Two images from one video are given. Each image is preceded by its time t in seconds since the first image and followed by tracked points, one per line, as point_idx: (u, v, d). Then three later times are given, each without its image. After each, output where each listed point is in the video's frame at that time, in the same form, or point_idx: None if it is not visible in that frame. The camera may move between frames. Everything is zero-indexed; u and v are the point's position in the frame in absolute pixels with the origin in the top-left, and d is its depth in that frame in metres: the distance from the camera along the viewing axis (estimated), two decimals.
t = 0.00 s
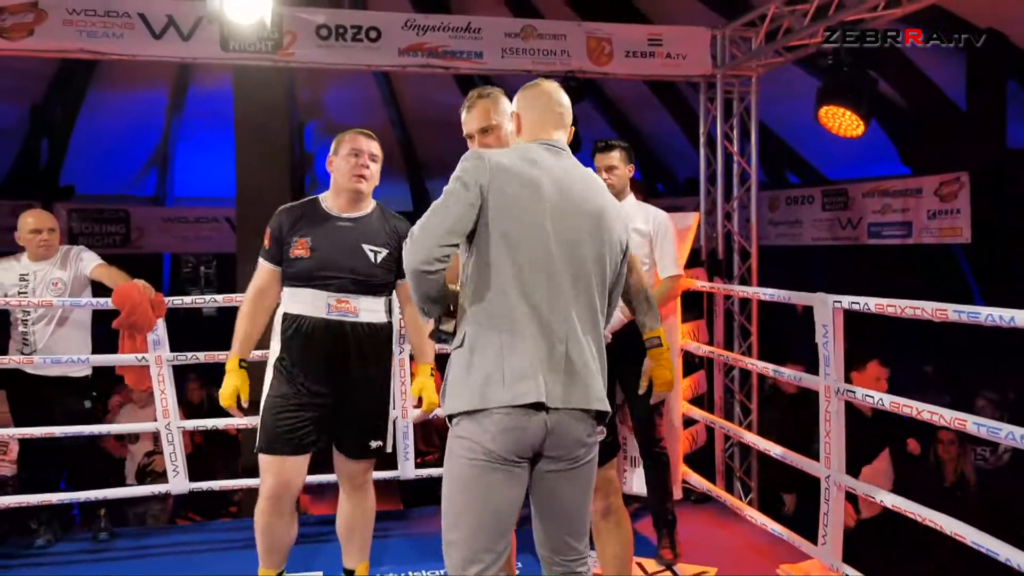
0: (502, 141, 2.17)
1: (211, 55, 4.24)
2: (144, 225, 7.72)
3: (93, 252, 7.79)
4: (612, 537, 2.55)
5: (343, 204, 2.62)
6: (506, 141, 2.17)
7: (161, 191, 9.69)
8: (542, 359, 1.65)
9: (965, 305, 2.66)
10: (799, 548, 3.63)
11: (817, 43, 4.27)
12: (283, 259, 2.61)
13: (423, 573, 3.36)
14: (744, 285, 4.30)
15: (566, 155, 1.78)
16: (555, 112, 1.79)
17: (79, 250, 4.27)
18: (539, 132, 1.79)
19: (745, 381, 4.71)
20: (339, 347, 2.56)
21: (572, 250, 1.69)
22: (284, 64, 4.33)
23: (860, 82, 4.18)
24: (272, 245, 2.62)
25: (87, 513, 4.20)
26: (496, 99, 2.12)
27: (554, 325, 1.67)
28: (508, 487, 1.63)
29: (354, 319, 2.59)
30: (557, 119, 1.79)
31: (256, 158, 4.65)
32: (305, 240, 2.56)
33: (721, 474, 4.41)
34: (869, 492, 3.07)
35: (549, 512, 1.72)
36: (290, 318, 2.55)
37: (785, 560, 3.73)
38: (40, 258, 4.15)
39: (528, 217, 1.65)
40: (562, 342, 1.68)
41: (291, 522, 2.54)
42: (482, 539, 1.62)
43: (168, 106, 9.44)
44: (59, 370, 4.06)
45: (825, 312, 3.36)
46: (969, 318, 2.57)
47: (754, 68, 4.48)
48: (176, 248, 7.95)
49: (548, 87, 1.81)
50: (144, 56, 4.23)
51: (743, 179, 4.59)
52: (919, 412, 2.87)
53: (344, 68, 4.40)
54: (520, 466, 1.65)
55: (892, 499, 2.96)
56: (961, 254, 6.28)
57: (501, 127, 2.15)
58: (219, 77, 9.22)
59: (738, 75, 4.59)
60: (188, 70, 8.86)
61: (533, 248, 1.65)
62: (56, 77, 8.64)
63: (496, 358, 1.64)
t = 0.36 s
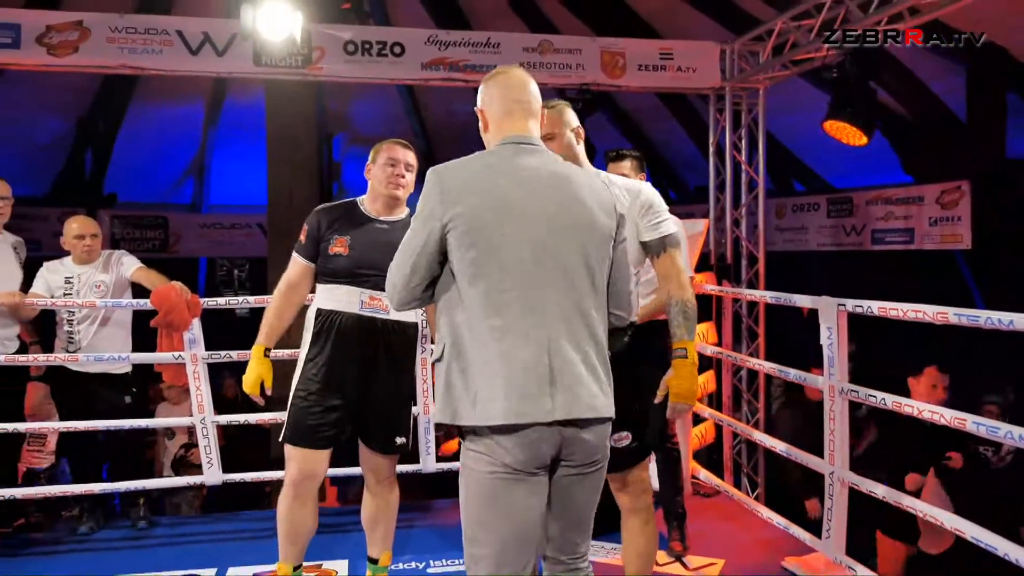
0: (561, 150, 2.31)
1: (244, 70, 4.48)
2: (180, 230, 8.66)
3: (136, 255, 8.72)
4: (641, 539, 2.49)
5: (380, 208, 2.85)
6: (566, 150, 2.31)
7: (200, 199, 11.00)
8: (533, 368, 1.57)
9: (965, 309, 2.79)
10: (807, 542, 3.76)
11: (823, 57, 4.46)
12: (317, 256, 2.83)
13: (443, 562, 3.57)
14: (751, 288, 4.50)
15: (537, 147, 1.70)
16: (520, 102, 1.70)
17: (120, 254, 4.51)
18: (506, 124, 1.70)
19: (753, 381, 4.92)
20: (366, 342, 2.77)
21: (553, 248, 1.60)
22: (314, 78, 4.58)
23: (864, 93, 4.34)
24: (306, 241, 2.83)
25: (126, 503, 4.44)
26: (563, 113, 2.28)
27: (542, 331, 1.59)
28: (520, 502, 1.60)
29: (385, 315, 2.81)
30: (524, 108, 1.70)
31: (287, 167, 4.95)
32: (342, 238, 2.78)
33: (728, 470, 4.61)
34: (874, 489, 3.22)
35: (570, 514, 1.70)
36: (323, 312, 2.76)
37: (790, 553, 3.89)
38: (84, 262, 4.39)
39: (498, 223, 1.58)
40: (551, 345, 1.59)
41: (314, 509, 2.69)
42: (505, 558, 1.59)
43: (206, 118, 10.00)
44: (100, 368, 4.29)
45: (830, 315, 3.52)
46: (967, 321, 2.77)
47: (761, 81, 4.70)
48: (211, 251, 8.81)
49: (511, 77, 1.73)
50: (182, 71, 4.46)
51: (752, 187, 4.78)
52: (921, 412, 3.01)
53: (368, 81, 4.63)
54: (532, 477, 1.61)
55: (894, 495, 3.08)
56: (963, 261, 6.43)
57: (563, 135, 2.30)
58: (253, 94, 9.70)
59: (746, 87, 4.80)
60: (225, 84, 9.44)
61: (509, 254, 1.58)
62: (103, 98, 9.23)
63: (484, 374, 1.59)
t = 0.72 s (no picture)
0: (615, 153, 2.49)
1: (270, 77, 4.64)
2: (208, 231, 8.97)
3: (166, 255, 9.03)
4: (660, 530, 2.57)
5: (377, 211, 2.93)
6: (620, 156, 2.49)
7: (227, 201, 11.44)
8: (548, 369, 1.64)
9: (972, 309, 2.83)
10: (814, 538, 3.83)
11: (833, 62, 4.51)
12: (324, 265, 2.87)
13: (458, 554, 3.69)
14: (762, 289, 4.62)
15: (563, 155, 1.77)
16: (547, 110, 1.78)
17: (149, 256, 4.68)
18: (533, 133, 1.78)
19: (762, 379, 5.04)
20: (378, 341, 2.85)
21: (571, 256, 1.67)
22: (335, 84, 4.73)
23: (871, 99, 4.47)
24: (312, 251, 2.86)
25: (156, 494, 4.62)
26: (623, 116, 2.42)
27: (558, 333, 1.65)
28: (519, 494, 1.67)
29: (397, 314, 2.90)
30: (550, 116, 1.78)
31: (312, 172, 5.15)
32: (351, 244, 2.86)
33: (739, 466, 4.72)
34: (879, 485, 3.25)
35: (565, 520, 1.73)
36: (336, 313, 2.83)
37: (797, 548, 3.98)
38: (116, 262, 4.56)
39: (522, 226, 1.65)
40: (566, 349, 1.66)
41: (314, 506, 2.80)
42: (492, 547, 1.66)
43: (234, 123, 10.34)
44: (131, 364, 4.46)
45: (839, 314, 3.59)
46: (975, 321, 2.78)
47: (772, 86, 4.82)
48: (238, 252, 9.10)
49: (540, 85, 1.80)
50: (210, 77, 4.63)
51: (762, 190, 4.88)
52: (928, 410, 3.06)
53: (389, 87, 4.79)
54: (531, 475, 1.68)
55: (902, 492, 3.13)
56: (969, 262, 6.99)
57: (620, 138, 2.45)
58: (278, 100, 9.97)
59: (757, 92, 4.92)
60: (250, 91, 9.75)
61: (530, 257, 1.65)
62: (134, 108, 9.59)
63: (500, 372, 1.65)
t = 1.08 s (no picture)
0: (620, 162, 2.63)
1: (291, 79, 4.83)
2: (234, 227, 9.28)
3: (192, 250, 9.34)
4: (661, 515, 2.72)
5: (355, 209, 3.01)
6: (624, 164, 2.64)
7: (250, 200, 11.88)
8: (525, 360, 1.77)
9: (967, 305, 2.91)
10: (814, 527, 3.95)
11: (834, 66, 4.66)
12: (309, 265, 2.94)
13: (477, 537, 3.67)
14: (764, 285, 4.78)
15: (534, 157, 1.89)
16: (517, 119, 1.90)
17: (175, 250, 4.89)
18: (506, 139, 1.91)
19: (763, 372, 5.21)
20: (367, 336, 2.95)
21: (546, 254, 1.80)
22: (353, 86, 4.92)
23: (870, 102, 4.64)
24: (296, 252, 2.93)
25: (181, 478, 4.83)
26: (628, 128, 2.54)
27: (533, 327, 1.79)
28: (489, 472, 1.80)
29: (384, 308, 3.00)
30: (521, 124, 1.90)
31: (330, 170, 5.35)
32: (333, 244, 2.93)
33: (740, 456, 4.89)
34: (875, 475, 3.36)
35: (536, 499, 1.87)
36: (323, 311, 2.92)
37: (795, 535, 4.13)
38: (145, 257, 4.76)
39: (500, 227, 1.77)
40: (542, 341, 1.79)
41: (320, 493, 2.95)
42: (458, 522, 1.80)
43: (255, 123, 10.67)
44: (159, 354, 4.61)
45: (837, 310, 3.66)
46: (971, 317, 2.85)
47: (776, 89, 4.97)
48: (261, 247, 9.37)
49: (511, 94, 1.91)
50: (234, 80, 4.83)
51: (765, 190, 5.04)
52: (924, 403, 3.15)
53: (406, 89, 4.98)
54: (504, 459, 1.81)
55: (896, 481, 3.23)
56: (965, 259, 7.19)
57: (624, 148, 2.60)
58: (298, 101, 10.29)
59: (761, 95, 5.08)
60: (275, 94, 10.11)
61: (508, 256, 1.77)
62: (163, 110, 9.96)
63: (480, 363, 1.77)
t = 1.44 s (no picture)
0: (629, 161, 2.80)
1: (315, 79, 4.89)
2: (257, 225, 9.65)
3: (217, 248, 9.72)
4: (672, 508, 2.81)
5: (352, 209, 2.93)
6: (634, 162, 2.80)
7: (275, 199, 12.08)
8: (453, 350, 1.96)
9: (997, 300, 2.89)
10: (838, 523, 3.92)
11: (857, 60, 4.63)
12: (311, 264, 2.91)
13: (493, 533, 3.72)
14: (786, 280, 4.76)
15: (464, 157, 2.08)
16: (451, 121, 2.08)
17: (201, 249, 4.97)
18: (438, 138, 2.08)
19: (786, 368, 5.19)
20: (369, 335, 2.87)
21: (473, 251, 1.97)
22: (375, 85, 4.97)
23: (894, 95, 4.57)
24: (298, 253, 2.91)
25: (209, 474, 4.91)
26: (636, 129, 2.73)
27: (459, 319, 1.97)
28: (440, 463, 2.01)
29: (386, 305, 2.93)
30: (454, 127, 2.08)
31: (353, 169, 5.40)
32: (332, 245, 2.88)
33: (763, 452, 4.88)
34: (903, 472, 3.33)
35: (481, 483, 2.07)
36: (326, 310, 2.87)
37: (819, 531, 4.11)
38: (172, 256, 4.85)
39: (428, 226, 1.94)
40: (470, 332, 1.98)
41: (339, 488, 2.97)
42: (421, 510, 2.00)
43: (279, 123, 10.84)
44: (186, 351, 4.71)
45: (864, 307, 3.64)
46: (1001, 312, 2.83)
47: (797, 83, 4.95)
48: (286, 246, 9.66)
49: (446, 94, 2.09)
50: (258, 80, 4.90)
51: (787, 185, 5.02)
52: (953, 399, 3.13)
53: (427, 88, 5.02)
54: (446, 446, 2.01)
55: (925, 479, 3.21)
56: (992, 254, 7.11)
57: (633, 149, 2.78)
58: (321, 100, 10.43)
59: (782, 90, 5.06)
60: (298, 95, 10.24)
61: (436, 254, 1.95)
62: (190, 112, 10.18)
63: (411, 352, 1.96)
